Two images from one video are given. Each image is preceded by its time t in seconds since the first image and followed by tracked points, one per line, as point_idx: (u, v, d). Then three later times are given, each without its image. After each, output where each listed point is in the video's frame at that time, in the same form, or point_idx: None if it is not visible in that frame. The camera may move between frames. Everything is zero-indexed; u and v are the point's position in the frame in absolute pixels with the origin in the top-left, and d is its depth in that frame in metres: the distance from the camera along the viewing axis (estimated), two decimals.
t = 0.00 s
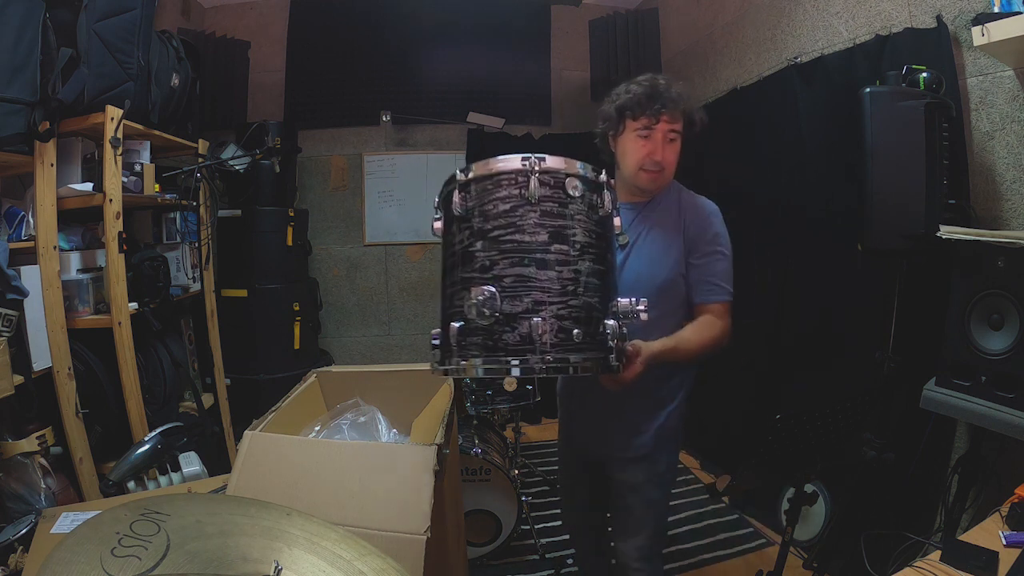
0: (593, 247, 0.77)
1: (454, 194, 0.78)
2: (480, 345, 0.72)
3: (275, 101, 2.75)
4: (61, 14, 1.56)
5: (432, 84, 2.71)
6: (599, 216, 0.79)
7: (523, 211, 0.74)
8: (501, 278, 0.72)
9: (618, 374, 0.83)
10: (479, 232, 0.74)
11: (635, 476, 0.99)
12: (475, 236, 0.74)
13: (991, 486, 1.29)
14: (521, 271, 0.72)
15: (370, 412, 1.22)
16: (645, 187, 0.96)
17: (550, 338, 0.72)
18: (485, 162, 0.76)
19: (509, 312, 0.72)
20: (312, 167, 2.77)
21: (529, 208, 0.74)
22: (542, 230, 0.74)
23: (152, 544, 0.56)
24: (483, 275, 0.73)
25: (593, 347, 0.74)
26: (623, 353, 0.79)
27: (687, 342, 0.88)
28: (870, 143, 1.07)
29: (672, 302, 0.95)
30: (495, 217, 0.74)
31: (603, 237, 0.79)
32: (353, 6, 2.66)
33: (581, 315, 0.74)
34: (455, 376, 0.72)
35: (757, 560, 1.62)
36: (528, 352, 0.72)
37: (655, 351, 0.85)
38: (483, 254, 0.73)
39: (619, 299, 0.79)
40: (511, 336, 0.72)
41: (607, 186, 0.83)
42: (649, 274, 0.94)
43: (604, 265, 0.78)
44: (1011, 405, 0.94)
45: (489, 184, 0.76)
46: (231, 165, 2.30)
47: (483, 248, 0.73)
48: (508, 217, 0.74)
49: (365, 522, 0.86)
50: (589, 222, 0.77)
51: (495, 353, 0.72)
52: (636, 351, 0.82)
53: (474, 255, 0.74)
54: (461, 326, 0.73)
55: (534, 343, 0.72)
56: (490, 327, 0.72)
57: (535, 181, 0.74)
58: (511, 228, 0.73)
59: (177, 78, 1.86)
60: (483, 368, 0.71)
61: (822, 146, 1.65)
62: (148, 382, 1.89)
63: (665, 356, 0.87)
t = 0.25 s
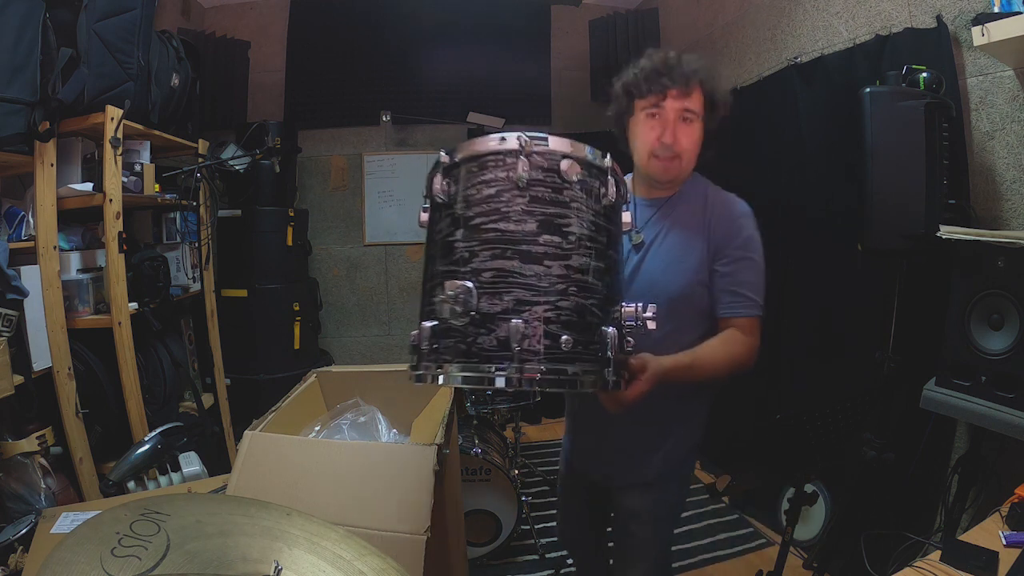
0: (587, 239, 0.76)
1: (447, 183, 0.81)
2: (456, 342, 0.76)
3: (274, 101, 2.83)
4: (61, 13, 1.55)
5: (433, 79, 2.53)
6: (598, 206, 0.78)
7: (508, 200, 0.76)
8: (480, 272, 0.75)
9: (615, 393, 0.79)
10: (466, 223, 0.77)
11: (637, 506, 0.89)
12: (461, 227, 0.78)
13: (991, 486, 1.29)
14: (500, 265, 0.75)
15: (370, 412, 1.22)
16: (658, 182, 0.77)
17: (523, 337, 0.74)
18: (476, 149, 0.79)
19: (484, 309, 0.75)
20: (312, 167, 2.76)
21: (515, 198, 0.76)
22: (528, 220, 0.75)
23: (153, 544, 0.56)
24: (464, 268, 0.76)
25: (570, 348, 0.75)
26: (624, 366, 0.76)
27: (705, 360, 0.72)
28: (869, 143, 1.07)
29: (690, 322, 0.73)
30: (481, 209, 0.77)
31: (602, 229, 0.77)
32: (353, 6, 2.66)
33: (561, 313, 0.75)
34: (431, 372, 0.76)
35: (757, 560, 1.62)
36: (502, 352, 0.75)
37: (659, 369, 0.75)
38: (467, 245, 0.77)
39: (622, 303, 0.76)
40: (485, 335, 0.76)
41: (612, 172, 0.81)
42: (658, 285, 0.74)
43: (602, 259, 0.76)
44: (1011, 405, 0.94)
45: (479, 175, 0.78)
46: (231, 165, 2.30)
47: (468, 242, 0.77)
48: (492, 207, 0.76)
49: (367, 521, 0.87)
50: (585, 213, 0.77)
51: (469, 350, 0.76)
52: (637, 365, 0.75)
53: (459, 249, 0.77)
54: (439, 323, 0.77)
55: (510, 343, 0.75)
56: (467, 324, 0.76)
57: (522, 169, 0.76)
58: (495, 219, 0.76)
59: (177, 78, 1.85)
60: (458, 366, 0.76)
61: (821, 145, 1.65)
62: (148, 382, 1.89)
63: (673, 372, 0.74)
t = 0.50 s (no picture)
0: (577, 231, 0.64)
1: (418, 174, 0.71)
2: (425, 351, 0.63)
3: (275, 102, 2.77)
4: (61, 14, 1.55)
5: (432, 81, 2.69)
6: (587, 193, 0.66)
7: (485, 185, 0.63)
8: (453, 268, 0.62)
9: (613, 406, 0.67)
10: (436, 214, 0.66)
11: (637, 520, 0.86)
12: (433, 218, 0.66)
13: (991, 486, 1.29)
14: (476, 259, 0.61)
15: (370, 412, 1.21)
16: (658, 167, 0.84)
17: (506, 346, 0.60)
18: (449, 131, 0.68)
19: (457, 311, 0.61)
20: (312, 167, 2.78)
21: (492, 182, 0.63)
22: (506, 207, 0.62)
23: (153, 544, 0.56)
24: (435, 265, 0.64)
25: (567, 357, 0.61)
26: (624, 373, 0.66)
27: (714, 366, 0.72)
28: (870, 143, 1.07)
29: (701, 321, 0.80)
30: (453, 196, 0.65)
31: (594, 220, 0.66)
32: (353, 6, 2.65)
33: (551, 316, 0.61)
34: (397, 386, 0.63)
35: (757, 560, 1.61)
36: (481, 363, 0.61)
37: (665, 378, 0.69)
38: (438, 239, 0.64)
39: (617, 302, 0.67)
40: (458, 343, 0.61)
41: (602, 156, 0.70)
42: (671, 280, 0.80)
43: (594, 254, 0.65)
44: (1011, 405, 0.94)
45: (451, 159, 0.66)
46: (231, 165, 2.30)
47: (437, 235, 0.64)
48: (466, 195, 0.64)
49: (367, 522, 0.87)
50: (573, 199, 0.65)
51: (439, 361, 0.62)
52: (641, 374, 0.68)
53: (428, 244, 0.65)
54: (410, 326, 0.65)
55: (485, 351, 0.60)
56: (437, 328, 0.63)
57: (500, 148, 0.63)
58: (470, 207, 0.63)
59: (177, 78, 1.86)
60: (430, 381, 0.61)
61: (821, 145, 1.65)
62: (148, 382, 1.89)
63: (681, 377, 0.71)
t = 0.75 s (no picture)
0: (569, 227, 0.64)
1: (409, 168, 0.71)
2: (415, 348, 0.62)
3: (275, 102, 2.77)
4: (61, 14, 1.56)
5: (433, 82, 2.68)
6: (580, 188, 0.66)
7: (477, 180, 0.63)
8: (443, 263, 0.62)
9: (607, 407, 0.66)
10: (427, 209, 0.66)
11: (634, 524, 0.86)
12: (424, 213, 0.66)
13: (991, 486, 1.29)
14: (467, 253, 0.61)
15: (370, 412, 1.21)
16: (656, 162, 0.84)
17: (497, 341, 0.59)
18: (441, 126, 0.68)
19: (446, 306, 0.61)
20: (312, 167, 2.78)
21: (484, 175, 0.63)
22: (497, 201, 0.62)
23: (152, 545, 0.56)
24: (425, 260, 0.64)
25: (560, 354, 0.60)
26: (618, 372, 0.67)
27: (712, 368, 0.72)
28: (870, 143, 1.07)
29: (701, 322, 0.80)
30: (444, 189, 0.65)
31: (587, 215, 0.66)
32: (353, 6, 2.65)
33: (544, 312, 0.61)
34: (387, 383, 0.62)
35: (758, 560, 1.61)
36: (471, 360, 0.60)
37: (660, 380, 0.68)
38: (429, 234, 0.64)
39: (613, 299, 0.67)
40: (447, 339, 0.60)
41: (596, 152, 0.70)
42: (670, 279, 0.80)
43: (587, 250, 0.65)
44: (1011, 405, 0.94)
45: (443, 153, 0.67)
46: (231, 165, 2.30)
47: (428, 230, 0.65)
48: (458, 189, 0.64)
49: (365, 521, 0.87)
50: (565, 194, 0.65)
51: (428, 357, 0.61)
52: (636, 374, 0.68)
53: (420, 238, 0.65)
54: (400, 322, 0.65)
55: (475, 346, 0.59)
56: (427, 324, 0.62)
57: (491, 142, 0.63)
58: (461, 201, 0.63)
59: (177, 78, 1.86)
60: (420, 377, 0.60)
61: (821, 145, 1.65)
62: (148, 382, 1.89)
63: (678, 379, 0.70)
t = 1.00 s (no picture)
0: (568, 230, 0.64)
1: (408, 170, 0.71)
2: (413, 352, 0.63)
3: (275, 102, 2.77)
4: (61, 14, 1.55)
5: (433, 83, 2.68)
6: (580, 191, 0.66)
7: (475, 183, 0.63)
8: (441, 267, 0.62)
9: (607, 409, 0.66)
10: (426, 211, 0.66)
11: (634, 524, 0.86)
12: (423, 217, 0.66)
13: (991, 486, 1.29)
14: (465, 257, 0.61)
15: (370, 412, 1.21)
16: (656, 161, 0.84)
17: (495, 346, 0.59)
18: (440, 128, 0.68)
19: (444, 310, 0.61)
20: (312, 167, 2.78)
21: (483, 179, 0.63)
22: (496, 205, 0.62)
23: (152, 545, 0.56)
24: (424, 263, 0.64)
25: (558, 359, 0.61)
26: (618, 376, 0.66)
27: (713, 369, 0.72)
28: (870, 143, 1.07)
29: (703, 322, 0.80)
30: (443, 192, 0.65)
31: (587, 218, 0.66)
32: (353, 6, 2.65)
33: (542, 316, 0.61)
34: (386, 386, 0.63)
35: (758, 560, 1.61)
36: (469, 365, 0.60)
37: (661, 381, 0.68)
38: (428, 238, 0.65)
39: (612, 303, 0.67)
40: (445, 343, 0.61)
41: (595, 154, 0.70)
42: (671, 280, 0.80)
43: (587, 253, 0.65)
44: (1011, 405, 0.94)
45: (442, 155, 0.67)
46: (231, 165, 2.30)
47: (428, 232, 0.65)
48: (456, 193, 0.64)
49: (365, 522, 0.87)
50: (565, 197, 0.65)
51: (426, 361, 0.61)
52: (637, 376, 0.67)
53: (419, 241, 0.65)
54: (399, 326, 0.65)
55: (473, 351, 0.60)
56: (425, 328, 0.62)
57: (490, 145, 0.63)
58: (460, 205, 0.63)
59: (177, 78, 1.86)
60: (418, 382, 0.60)
61: (821, 145, 1.65)
62: (148, 382, 1.89)
63: (678, 380, 0.70)
